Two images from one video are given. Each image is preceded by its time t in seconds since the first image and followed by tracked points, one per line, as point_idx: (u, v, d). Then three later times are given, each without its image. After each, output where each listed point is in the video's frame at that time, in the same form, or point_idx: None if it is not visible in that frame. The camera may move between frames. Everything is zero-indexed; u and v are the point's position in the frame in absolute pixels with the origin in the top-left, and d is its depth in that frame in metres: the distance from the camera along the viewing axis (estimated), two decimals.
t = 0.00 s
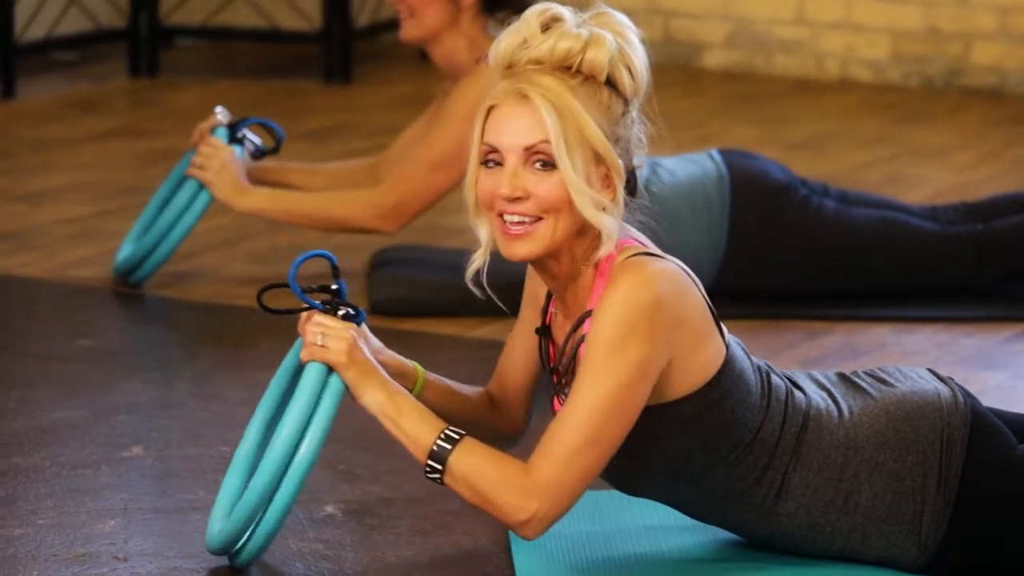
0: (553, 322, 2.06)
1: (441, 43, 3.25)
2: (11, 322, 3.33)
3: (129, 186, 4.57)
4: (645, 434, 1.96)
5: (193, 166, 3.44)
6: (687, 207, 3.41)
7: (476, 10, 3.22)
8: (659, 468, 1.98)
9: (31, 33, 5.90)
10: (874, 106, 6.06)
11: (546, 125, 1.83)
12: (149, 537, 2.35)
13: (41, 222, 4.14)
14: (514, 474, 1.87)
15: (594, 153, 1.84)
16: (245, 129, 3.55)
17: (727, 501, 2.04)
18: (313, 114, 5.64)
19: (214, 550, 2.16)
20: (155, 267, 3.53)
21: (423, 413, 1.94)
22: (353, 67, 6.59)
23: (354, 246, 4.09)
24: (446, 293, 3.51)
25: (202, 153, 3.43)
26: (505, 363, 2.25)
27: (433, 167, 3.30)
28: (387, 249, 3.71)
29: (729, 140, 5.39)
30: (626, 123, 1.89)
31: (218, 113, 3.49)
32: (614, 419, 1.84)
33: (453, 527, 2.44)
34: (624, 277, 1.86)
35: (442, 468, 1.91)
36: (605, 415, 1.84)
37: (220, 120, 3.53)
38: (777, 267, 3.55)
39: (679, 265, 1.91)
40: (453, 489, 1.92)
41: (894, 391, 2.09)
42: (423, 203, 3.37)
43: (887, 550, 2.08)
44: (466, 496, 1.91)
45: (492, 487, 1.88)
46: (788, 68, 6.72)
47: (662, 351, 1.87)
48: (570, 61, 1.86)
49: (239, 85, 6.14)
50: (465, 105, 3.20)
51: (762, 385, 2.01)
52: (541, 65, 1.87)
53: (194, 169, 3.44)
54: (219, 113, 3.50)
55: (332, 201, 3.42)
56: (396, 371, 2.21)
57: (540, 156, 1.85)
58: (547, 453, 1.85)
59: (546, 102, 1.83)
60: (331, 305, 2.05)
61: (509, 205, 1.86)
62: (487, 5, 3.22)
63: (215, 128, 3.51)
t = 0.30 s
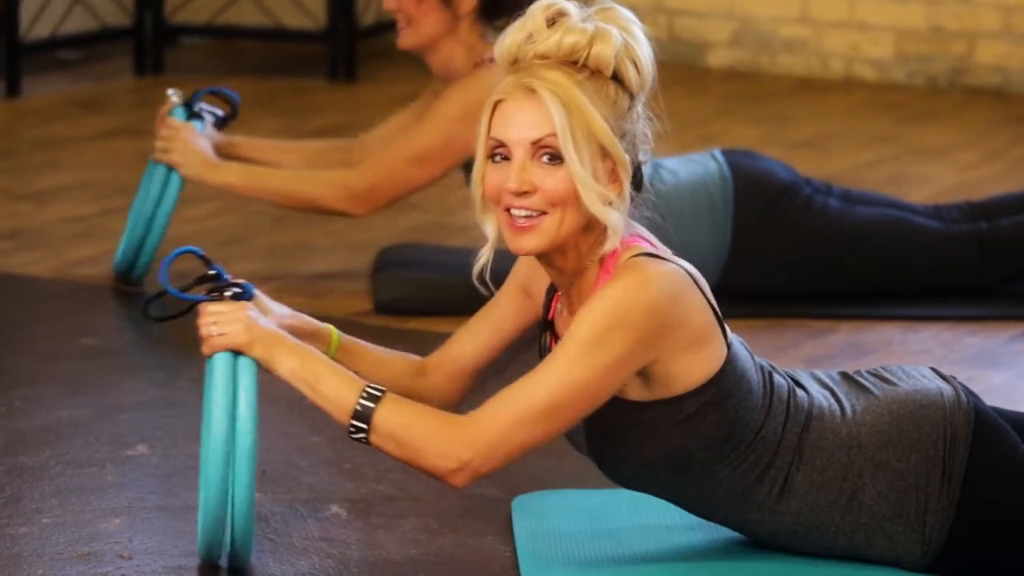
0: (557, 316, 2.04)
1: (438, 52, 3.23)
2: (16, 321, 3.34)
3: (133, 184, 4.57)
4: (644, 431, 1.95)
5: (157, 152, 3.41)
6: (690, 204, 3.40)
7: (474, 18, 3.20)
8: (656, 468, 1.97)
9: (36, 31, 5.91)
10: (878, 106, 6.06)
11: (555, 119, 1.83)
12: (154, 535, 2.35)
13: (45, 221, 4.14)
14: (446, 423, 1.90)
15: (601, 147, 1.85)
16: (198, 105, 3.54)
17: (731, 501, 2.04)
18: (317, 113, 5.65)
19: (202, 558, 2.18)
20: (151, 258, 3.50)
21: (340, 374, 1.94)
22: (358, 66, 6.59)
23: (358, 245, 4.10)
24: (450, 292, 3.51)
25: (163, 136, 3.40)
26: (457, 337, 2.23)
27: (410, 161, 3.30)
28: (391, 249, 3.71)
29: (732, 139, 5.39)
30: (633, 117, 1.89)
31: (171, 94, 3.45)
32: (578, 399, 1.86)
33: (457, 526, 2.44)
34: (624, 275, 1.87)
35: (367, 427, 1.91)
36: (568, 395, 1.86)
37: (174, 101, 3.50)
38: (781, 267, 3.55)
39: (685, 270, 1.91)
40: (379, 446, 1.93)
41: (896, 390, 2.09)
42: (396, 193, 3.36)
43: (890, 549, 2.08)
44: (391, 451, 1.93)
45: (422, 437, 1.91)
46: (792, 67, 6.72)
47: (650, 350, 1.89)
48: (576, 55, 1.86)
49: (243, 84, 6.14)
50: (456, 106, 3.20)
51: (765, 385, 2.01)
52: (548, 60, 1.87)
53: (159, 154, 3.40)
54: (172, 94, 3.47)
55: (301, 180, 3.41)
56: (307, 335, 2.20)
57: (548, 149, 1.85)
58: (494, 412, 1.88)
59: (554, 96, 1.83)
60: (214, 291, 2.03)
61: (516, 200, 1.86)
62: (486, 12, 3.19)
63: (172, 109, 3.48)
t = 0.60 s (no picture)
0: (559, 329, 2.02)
1: (428, 76, 3.29)
2: (27, 320, 3.34)
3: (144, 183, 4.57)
4: (648, 438, 1.93)
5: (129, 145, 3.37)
6: (695, 207, 3.42)
7: (463, 43, 3.25)
8: (659, 475, 1.95)
9: (47, 31, 5.91)
10: (888, 105, 6.04)
11: (549, 131, 1.83)
12: (165, 534, 2.35)
13: (56, 220, 4.15)
14: (432, 424, 1.91)
15: (597, 159, 1.84)
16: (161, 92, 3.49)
17: (739, 506, 2.04)
18: (327, 112, 5.65)
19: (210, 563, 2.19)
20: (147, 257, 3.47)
21: (322, 374, 1.94)
22: (369, 65, 6.59)
23: (368, 244, 4.09)
24: (459, 291, 3.51)
25: (132, 130, 3.35)
26: (450, 342, 2.21)
27: (394, 170, 3.33)
28: (401, 249, 3.70)
29: (742, 138, 5.38)
30: (632, 130, 1.88)
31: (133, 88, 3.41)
32: (566, 407, 1.86)
33: (467, 525, 2.43)
34: (620, 287, 1.86)
35: (349, 427, 1.91)
36: (556, 403, 1.85)
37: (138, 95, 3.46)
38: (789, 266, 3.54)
39: (684, 282, 1.90)
40: (361, 446, 1.93)
41: (902, 390, 2.08)
42: (376, 198, 3.38)
43: (899, 549, 2.08)
44: (371, 450, 1.93)
45: (406, 436, 1.91)
46: (803, 66, 6.70)
47: (642, 362, 1.88)
48: (576, 66, 1.85)
49: (254, 83, 6.14)
50: (442, 121, 3.26)
51: (767, 389, 2.00)
52: (548, 70, 1.87)
53: (132, 148, 3.35)
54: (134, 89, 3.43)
55: (276, 170, 3.41)
56: (285, 331, 2.18)
57: (541, 161, 1.84)
58: (482, 415, 1.87)
59: (551, 107, 1.83)
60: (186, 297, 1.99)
61: (510, 210, 1.85)
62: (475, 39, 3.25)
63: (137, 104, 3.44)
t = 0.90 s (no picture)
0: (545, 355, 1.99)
1: (421, 96, 3.26)
2: (33, 319, 3.34)
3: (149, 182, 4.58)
4: (646, 462, 1.94)
5: (139, 145, 3.36)
6: (700, 208, 3.41)
7: (455, 64, 3.21)
8: (656, 492, 1.96)
9: (53, 30, 5.91)
10: (894, 104, 6.04)
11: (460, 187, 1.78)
12: (170, 534, 2.35)
13: (61, 220, 4.15)
14: (413, 455, 1.89)
15: (517, 211, 1.77)
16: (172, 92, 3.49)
17: (742, 517, 2.05)
18: (332, 112, 5.65)
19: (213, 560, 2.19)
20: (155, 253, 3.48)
21: (322, 385, 1.93)
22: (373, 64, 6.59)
23: (373, 243, 4.09)
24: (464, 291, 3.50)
25: (143, 130, 3.35)
26: (439, 369, 2.22)
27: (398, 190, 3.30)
28: (406, 249, 3.70)
29: (747, 138, 5.38)
30: (567, 168, 1.77)
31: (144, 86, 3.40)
32: (541, 439, 1.85)
33: (473, 524, 2.43)
34: (594, 318, 1.84)
35: (338, 443, 1.90)
36: (530, 435, 1.85)
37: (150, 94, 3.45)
38: (794, 266, 3.53)
39: (658, 307, 1.88)
40: (347, 462, 1.92)
41: (904, 391, 2.08)
42: (377, 218, 3.36)
43: (906, 550, 2.07)
44: (354, 471, 1.92)
45: (387, 465, 1.90)
46: (808, 65, 6.70)
47: (616, 393, 1.87)
48: (495, 114, 1.77)
49: (259, 83, 6.14)
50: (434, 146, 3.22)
51: (763, 397, 2.01)
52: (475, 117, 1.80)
53: (143, 147, 3.36)
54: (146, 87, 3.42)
55: (278, 189, 3.38)
56: (292, 335, 2.17)
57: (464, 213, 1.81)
58: (463, 446, 1.87)
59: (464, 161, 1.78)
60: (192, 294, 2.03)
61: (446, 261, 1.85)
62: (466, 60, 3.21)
63: (149, 103, 3.43)
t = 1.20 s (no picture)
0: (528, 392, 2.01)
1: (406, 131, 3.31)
2: (42, 318, 3.34)
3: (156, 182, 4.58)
4: (638, 495, 1.98)
5: (150, 145, 3.37)
6: (704, 211, 3.43)
7: (439, 102, 3.24)
8: (650, 515, 2.00)
9: (61, 29, 5.91)
10: (904, 103, 6.02)
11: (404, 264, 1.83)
12: (178, 532, 2.35)
13: (69, 219, 4.15)
14: (385, 484, 1.93)
15: (462, 282, 1.81)
16: (183, 92, 3.48)
17: (745, 535, 2.06)
18: (340, 111, 5.65)
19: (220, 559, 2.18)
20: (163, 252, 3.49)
21: (313, 395, 1.96)
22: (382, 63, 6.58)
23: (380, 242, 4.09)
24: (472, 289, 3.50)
25: (154, 131, 3.35)
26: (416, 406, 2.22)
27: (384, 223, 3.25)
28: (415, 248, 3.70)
29: (756, 137, 5.37)
30: (508, 237, 1.81)
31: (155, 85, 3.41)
32: (508, 481, 1.89)
33: (480, 523, 2.43)
34: (567, 365, 1.86)
35: (317, 457, 1.93)
36: (498, 478, 1.88)
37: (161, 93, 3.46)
38: (804, 265, 3.51)
39: (633, 355, 1.89)
40: (321, 476, 1.96)
41: (904, 394, 2.07)
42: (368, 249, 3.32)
43: (913, 552, 2.07)
44: (328, 487, 1.95)
45: (357, 491, 1.93)
46: (817, 64, 6.69)
47: (586, 437, 1.89)
48: (430, 188, 1.82)
49: (268, 82, 6.13)
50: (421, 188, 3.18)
51: (755, 412, 2.00)
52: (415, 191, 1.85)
53: (153, 148, 3.35)
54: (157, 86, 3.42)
55: (272, 203, 3.35)
56: (291, 341, 2.18)
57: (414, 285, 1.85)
58: (433, 482, 1.91)
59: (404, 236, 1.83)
60: (195, 294, 2.04)
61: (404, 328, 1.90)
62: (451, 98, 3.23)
63: (159, 102, 3.44)
